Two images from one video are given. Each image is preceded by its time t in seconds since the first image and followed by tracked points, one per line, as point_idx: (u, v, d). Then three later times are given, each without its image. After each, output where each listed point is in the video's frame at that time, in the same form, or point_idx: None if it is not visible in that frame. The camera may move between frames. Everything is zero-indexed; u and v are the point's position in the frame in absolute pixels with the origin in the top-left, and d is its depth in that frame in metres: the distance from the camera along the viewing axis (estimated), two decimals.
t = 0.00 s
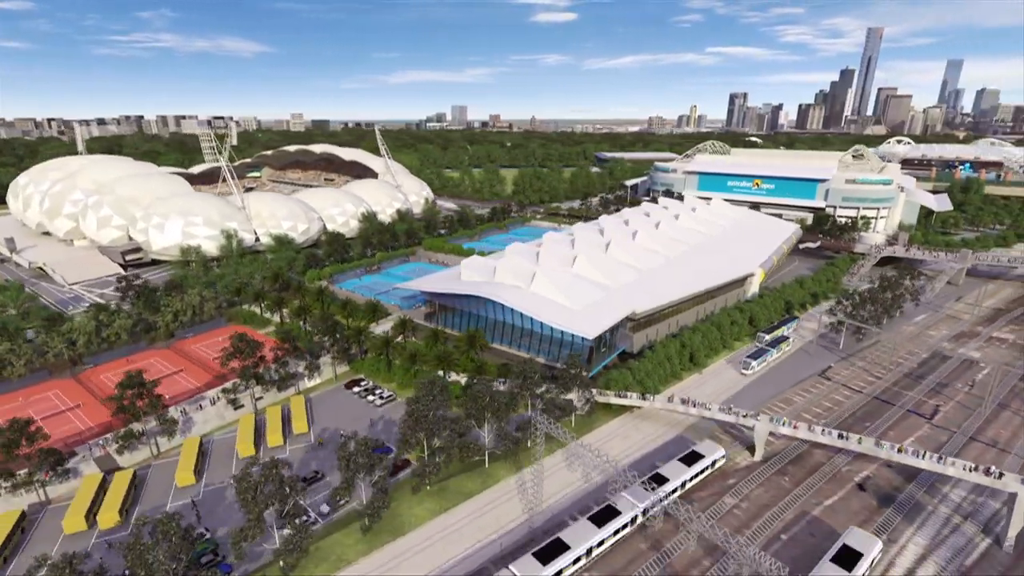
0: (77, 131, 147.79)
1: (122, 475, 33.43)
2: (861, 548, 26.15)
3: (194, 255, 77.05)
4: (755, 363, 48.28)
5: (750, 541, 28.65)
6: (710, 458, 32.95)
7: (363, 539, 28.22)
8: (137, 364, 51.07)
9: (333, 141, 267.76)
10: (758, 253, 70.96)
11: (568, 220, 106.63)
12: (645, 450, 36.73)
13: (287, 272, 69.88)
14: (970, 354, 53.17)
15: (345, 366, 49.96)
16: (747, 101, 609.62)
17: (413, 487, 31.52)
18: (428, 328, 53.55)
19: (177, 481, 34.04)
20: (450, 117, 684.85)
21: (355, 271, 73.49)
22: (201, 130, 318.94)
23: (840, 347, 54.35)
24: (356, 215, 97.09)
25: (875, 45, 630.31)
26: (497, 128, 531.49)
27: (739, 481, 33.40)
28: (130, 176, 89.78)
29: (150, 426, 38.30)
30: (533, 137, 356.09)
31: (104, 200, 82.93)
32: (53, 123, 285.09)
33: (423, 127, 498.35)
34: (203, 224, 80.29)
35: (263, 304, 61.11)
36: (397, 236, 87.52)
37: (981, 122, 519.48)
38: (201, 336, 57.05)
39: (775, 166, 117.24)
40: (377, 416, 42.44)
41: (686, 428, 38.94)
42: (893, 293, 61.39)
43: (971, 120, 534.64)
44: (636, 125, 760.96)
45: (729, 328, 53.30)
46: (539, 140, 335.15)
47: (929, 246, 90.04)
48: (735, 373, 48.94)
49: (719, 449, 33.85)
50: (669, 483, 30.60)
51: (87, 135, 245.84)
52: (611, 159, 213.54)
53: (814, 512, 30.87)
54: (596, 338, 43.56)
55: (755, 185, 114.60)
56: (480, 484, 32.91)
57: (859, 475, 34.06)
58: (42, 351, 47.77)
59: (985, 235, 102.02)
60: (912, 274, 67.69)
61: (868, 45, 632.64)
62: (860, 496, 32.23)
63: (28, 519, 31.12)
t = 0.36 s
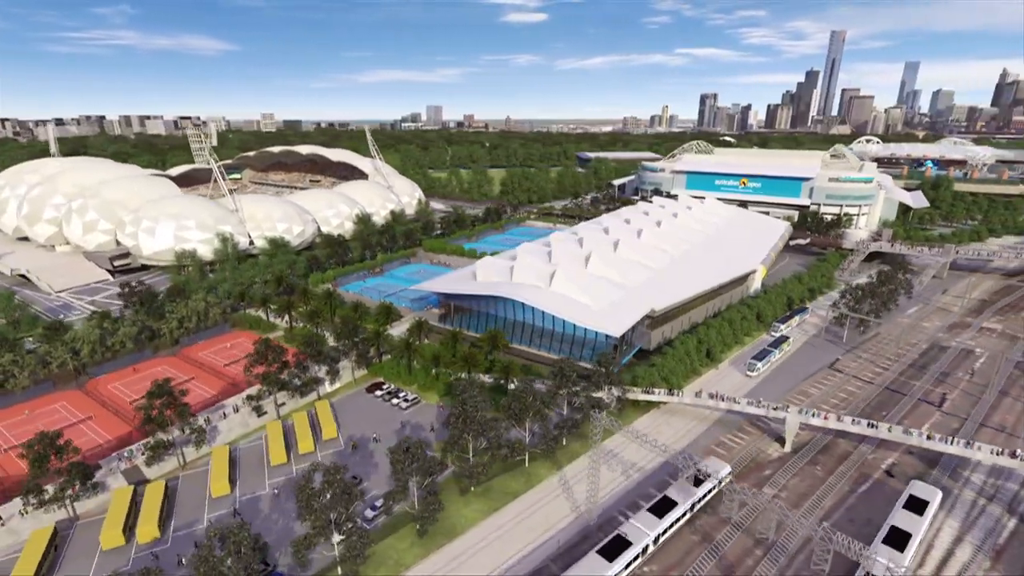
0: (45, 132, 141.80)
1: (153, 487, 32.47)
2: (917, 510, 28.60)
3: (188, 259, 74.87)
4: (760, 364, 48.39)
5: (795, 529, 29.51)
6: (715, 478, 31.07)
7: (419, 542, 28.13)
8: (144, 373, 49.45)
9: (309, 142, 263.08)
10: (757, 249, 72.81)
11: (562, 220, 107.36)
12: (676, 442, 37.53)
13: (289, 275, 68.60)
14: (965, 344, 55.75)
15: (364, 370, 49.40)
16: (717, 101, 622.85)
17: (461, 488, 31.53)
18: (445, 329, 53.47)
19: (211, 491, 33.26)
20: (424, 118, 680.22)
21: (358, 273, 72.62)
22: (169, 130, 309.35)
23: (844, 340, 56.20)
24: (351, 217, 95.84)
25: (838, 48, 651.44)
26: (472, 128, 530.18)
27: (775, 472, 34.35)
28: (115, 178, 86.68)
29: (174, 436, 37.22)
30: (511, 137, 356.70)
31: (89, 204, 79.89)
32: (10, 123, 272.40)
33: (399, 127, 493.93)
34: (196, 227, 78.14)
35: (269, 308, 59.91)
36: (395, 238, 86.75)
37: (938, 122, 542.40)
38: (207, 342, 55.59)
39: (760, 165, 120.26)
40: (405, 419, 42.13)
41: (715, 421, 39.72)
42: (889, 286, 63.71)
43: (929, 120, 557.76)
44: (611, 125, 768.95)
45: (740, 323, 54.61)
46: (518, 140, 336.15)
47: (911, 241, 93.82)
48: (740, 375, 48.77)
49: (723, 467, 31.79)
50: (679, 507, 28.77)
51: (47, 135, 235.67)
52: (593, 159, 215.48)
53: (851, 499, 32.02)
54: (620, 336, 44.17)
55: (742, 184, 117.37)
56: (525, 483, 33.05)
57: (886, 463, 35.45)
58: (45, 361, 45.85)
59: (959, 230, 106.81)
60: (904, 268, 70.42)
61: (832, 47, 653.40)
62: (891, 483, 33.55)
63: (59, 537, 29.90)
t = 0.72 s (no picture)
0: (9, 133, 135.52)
1: (185, 501, 31.33)
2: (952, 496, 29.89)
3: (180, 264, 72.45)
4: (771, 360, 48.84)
5: (838, 518, 30.38)
6: (731, 503, 29.21)
7: (473, 546, 27.90)
8: (151, 383, 47.67)
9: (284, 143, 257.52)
10: (755, 246, 74.61)
11: (555, 220, 107.83)
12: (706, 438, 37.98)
13: (290, 279, 67.05)
14: (959, 335, 58.21)
15: (382, 374, 48.70)
16: (688, 102, 635.15)
17: (507, 491, 31.41)
18: (460, 331, 53.10)
19: (247, 502, 32.32)
20: (397, 118, 673.10)
21: (359, 275, 71.50)
22: (133, 132, 298.44)
23: (846, 333, 57.91)
24: (344, 219, 94.26)
25: (802, 50, 672.09)
26: (447, 128, 527.31)
27: (807, 463, 35.27)
28: (97, 181, 83.27)
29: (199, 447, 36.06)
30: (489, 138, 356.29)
31: (71, 208, 76.57)
32: None
33: (372, 128, 487.90)
34: (187, 231, 75.71)
35: (275, 314, 58.50)
36: (392, 239, 85.63)
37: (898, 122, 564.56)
38: (212, 350, 53.92)
39: (745, 164, 123.08)
40: (432, 422, 41.71)
41: (741, 416, 40.46)
42: (884, 279, 66.03)
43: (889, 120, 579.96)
44: (585, 125, 774.94)
45: (749, 319, 55.84)
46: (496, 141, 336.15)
47: (893, 237, 97.37)
48: (750, 375, 48.95)
49: (738, 493, 29.96)
50: (699, 538, 26.79)
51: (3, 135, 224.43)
52: (574, 160, 217.00)
53: (883, 488, 33.10)
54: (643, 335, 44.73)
55: (729, 182, 119.97)
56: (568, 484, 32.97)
57: (910, 451, 36.77)
58: (47, 374, 43.75)
59: (934, 225, 111.34)
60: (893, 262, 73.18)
61: (796, 49, 672.77)
62: (917, 471, 34.86)
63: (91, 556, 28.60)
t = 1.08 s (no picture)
0: None
1: (219, 518, 30.07)
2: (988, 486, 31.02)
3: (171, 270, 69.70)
4: (784, 357, 49.73)
5: (876, 508, 31.17)
6: (756, 539, 26.93)
7: (530, 552, 27.60)
8: (157, 395, 45.79)
9: (256, 143, 250.50)
10: (752, 244, 76.18)
11: (548, 220, 107.96)
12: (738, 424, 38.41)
13: (290, 285, 65.26)
14: (953, 327, 60.61)
15: (399, 380, 47.84)
16: (659, 102, 645.37)
17: (554, 494, 31.21)
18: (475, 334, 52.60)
19: (284, 517, 31.30)
20: (369, 118, 663.80)
21: (360, 279, 70.08)
22: (94, 133, 286.02)
23: (849, 328, 59.53)
24: (336, 222, 92.33)
25: (767, 51, 690.44)
26: (421, 128, 522.41)
27: (838, 456, 36.10)
28: (74, 185, 79.45)
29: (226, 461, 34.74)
30: (465, 138, 354.38)
31: (49, 213, 72.88)
32: None
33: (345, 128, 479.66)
34: (176, 236, 72.91)
35: (280, 321, 56.87)
36: (388, 241, 84.20)
37: (858, 122, 585.34)
38: (216, 360, 52.10)
39: (729, 163, 125.56)
40: (459, 427, 41.16)
41: (766, 412, 41.19)
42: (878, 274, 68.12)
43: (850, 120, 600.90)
44: (557, 125, 778.97)
45: (757, 316, 56.92)
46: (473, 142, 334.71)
47: (875, 233, 100.75)
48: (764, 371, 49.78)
49: (761, 527, 27.69)
50: None
51: None
52: (555, 160, 217.70)
53: (914, 477, 34.16)
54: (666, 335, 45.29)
55: (714, 182, 122.20)
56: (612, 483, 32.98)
57: (932, 441, 38.02)
58: (48, 388, 41.44)
59: (910, 221, 115.70)
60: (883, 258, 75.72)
61: (761, 51, 691.67)
62: (942, 459, 36.09)
63: None
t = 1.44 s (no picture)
0: None
1: (256, 539, 28.70)
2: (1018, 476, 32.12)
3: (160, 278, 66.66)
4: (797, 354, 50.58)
5: (913, 500, 31.90)
6: None
7: (587, 557, 27.18)
8: (160, 409, 43.53)
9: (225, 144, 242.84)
10: (748, 242, 77.50)
11: (539, 220, 107.70)
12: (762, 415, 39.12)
13: (289, 290, 63.16)
14: (945, 320, 62.88)
15: (417, 386, 46.75)
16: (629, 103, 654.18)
17: (602, 498, 30.84)
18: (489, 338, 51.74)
19: (322, 534, 30.05)
20: (338, 119, 652.09)
21: (360, 283, 68.36)
22: (48, 134, 272.11)
23: (849, 323, 61.05)
24: (326, 225, 89.95)
25: (732, 53, 707.83)
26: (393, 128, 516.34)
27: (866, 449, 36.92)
28: (48, 189, 75.22)
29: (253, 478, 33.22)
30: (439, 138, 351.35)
31: (23, 219, 68.73)
32: None
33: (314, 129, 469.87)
34: (163, 242, 69.72)
35: (284, 329, 54.95)
36: (384, 244, 82.36)
37: (820, 122, 605.74)
38: (220, 370, 50.05)
39: (712, 162, 127.74)
40: (486, 433, 40.45)
41: (789, 408, 41.79)
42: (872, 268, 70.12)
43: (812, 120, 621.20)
44: (529, 125, 781.15)
45: (764, 312, 57.80)
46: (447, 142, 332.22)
47: (856, 229, 103.99)
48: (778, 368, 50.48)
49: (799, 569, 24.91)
50: None
51: None
52: (534, 161, 218.10)
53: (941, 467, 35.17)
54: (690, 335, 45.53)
55: (699, 181, 124.08)
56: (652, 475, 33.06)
57: (952, 431, 39.20)
58: (49, 406, 38.92)
59: (885, 217, 119.87)
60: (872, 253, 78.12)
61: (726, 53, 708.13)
62: (964, 449, 37.25)
63: None
